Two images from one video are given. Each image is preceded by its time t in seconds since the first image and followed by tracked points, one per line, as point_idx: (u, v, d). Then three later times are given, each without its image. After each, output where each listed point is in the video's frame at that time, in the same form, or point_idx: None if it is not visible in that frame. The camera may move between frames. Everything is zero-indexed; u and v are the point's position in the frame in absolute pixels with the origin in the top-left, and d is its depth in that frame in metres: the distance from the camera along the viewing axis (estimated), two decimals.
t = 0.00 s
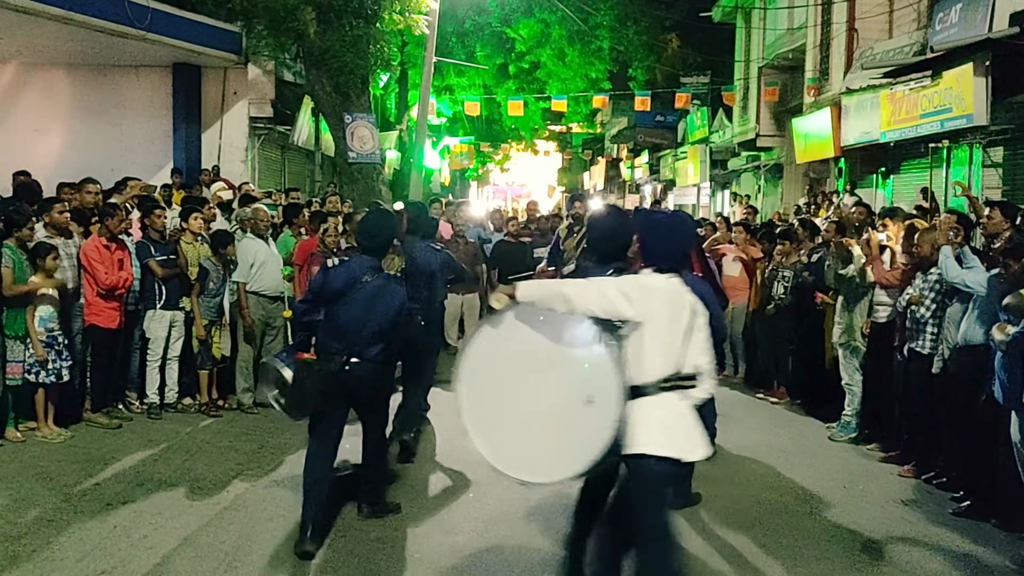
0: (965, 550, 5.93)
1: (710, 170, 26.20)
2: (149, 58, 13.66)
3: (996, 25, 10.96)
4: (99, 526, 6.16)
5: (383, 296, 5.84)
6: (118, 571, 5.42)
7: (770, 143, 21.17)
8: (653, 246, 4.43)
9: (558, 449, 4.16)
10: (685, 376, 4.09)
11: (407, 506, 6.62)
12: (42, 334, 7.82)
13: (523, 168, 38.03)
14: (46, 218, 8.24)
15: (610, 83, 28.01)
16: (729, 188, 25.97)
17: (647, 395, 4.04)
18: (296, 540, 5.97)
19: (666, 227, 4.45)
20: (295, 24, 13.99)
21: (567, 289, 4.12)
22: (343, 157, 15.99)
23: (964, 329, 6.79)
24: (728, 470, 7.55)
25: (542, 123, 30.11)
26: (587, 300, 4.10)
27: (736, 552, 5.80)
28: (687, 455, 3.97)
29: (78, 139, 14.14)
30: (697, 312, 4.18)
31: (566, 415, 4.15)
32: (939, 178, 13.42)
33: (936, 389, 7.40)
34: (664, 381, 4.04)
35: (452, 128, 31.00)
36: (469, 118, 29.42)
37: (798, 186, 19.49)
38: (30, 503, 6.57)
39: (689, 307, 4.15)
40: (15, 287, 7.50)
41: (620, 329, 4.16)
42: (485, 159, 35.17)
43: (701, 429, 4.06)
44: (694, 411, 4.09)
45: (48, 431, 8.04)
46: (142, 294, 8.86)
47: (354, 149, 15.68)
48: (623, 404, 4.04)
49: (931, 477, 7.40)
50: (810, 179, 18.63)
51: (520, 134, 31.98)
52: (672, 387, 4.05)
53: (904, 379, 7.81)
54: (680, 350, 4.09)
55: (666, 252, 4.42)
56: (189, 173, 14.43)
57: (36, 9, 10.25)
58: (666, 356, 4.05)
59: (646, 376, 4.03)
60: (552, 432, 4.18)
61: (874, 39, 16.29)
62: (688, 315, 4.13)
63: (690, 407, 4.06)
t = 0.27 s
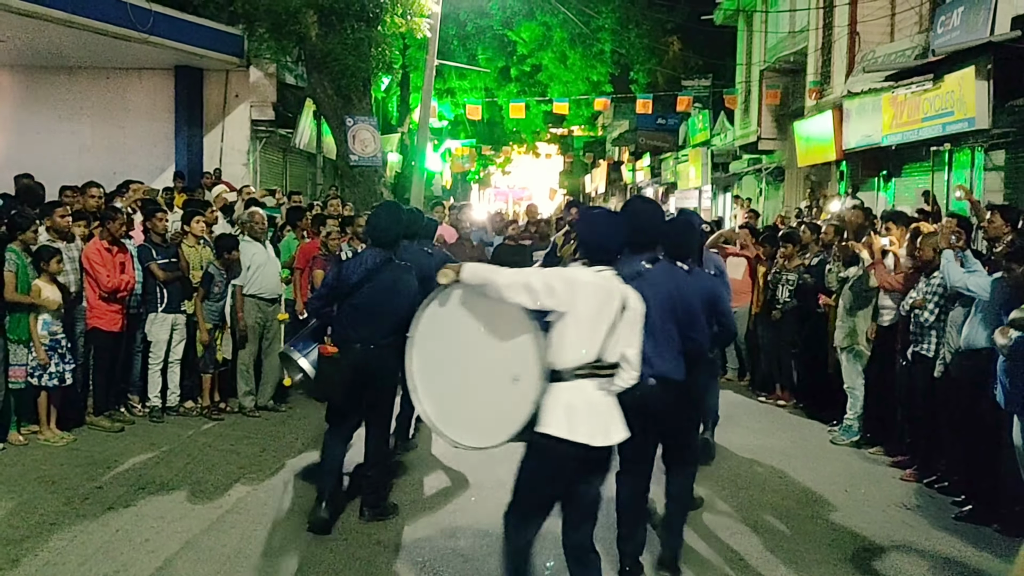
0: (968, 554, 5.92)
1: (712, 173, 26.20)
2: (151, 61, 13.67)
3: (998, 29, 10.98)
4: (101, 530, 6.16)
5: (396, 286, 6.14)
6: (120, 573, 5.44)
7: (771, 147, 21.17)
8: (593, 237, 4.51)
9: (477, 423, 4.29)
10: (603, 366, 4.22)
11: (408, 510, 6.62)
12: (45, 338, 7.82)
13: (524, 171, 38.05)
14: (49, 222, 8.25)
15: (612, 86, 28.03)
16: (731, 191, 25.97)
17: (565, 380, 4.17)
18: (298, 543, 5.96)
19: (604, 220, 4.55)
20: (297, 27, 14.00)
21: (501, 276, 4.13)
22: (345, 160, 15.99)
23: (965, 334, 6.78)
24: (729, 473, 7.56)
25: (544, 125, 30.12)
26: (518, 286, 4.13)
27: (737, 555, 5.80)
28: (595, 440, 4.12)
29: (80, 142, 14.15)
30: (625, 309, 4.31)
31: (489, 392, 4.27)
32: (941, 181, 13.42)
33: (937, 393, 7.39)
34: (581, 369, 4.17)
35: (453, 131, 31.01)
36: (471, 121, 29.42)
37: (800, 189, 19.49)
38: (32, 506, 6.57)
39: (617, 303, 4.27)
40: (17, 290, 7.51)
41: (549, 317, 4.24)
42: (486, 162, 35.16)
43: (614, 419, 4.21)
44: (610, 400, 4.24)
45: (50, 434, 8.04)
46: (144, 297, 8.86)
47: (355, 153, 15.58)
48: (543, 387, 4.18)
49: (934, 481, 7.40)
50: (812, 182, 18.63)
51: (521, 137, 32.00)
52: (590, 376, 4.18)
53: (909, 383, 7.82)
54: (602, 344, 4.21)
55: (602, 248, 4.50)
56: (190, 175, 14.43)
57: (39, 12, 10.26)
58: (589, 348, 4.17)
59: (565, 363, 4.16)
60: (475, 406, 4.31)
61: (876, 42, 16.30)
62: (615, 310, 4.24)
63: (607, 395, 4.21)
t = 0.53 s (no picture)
0: (969, 557, 5.90)
1: (713, 175, 26.19)
2: (152, 62, 13.66)
3: (999, 30, 10.96)
4: (101, 532, 6.16)
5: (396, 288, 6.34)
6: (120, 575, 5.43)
7: (772, 148, 21.16)
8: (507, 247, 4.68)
9: (420, 411, 4.84)
10: (519, 373, 4.47)
11: (409, 511, 6.60)
12: (46, 340, 7.81)
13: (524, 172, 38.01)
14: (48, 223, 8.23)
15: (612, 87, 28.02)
16: (731, 193, 25.97)
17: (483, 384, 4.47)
18: (298, 545, 5.95)
19: (536, 230, 4.70)
20: (297, 29, 13.99)
21: (421, 296, 4.47)
22: (345, 161, 15.96)
23: (965, 336, 6.76)
24: (730, 475, 7.54)
25: (544, 127, 30.12)
26: (437, 313, 4.45)
27: (737, 558, 5.78)
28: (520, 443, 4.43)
29: (80, 143, 14.15)
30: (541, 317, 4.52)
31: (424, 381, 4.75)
32: (942, 182, 13.40)
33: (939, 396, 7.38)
34: (495, 374, 4.44)
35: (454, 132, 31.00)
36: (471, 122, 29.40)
37: (800, 191, 19.48)
38: (32, 508, 6.56)
39: (531, 312, 4.49)
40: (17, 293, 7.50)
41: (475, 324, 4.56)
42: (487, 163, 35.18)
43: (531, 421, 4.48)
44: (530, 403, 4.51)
45: (50, 436, 8.03)
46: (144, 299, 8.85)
47: (356, 153, 15.67)
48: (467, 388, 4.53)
49: (935, 484, 7.39)
50: (813, 183, 18.61)
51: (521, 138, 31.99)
52: (506, 381, 4.45)
53: (913, 386, 7.82)
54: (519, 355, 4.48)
55: (531, 261, 4.67)
56: (190, 176, 14.42)
57: (40, 13, 10.27)
58: (504, 359, 4.45)
59: (482, 369, 4.46)
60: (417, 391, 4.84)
61: (877, 43, 16.29)
62: (527, 319, 4.47)
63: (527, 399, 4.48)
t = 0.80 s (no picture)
0: (972, 557, 5.91)
1: (715, 175, 26.19)
2: (155, 62, 13.68)
3: (1001, 31, 10.98)
4: (104, 531, 6.17)
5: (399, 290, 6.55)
6: (126, 573, 5.46)
7: (774, 149, 21.16)
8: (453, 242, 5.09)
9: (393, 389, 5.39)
10: (464, 358, 4.91)
11: (412, 511, 6.61)
12: (49, 339, 7.82)
13: (526, 173, 38.00)
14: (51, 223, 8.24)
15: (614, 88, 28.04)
16: (733, 193, 25.94)
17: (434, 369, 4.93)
18: (301, 545, 5.95)
19: (484, 221, 5.04)
20: (300, 29, 14.01)
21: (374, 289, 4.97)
22: (348, 161, 15.97)
23: (969, 336, 6.77)
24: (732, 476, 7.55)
25: (547, 127, 30.11)
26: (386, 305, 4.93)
27: (740, 557, 5.79)
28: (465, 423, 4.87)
29: (83, 143, 14.17)
30: (485, 306, 4.94)
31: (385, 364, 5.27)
32: (945, 183, 13.41)
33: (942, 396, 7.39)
34: (444, 359, 4.89)
35: (456, 133, 31.02)
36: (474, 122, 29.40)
37: (803, 192, 19.47)
38: (34, 507, 6.58)
39: (473, 302, 4.91)
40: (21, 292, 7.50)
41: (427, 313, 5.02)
42: (489, 163, 35.15)
43: (478, 401, 4.93)
44: (476, 384, 4.94)
45: (53, 435, 8.04)
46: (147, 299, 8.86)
47: (359, 153, 15.55)
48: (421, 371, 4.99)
49: (938, 484, 7.39)
50: (815, 184, 18.62)
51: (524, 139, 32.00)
52: (452, 365, 4.89)
53: (916, 387, 7.80)
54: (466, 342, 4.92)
55: (479, 252, 5.06)
56: (193, 176, 14.43)
57: (43, 13, 10.28)
58: (451, 348, 4.89)
59: (432, 355, 4.90)
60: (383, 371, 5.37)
61: (880, 44, 16.30)
62: (468, 310, 4.89)
63: (472, 382, 4.92)
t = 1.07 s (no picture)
0: (974, 559, 5.90)
1: (716, 176, 26.20)
2: (157, 63, 13.70)
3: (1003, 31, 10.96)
4: (104, 531, 6.17)
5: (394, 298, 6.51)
6: (128, 573, 5.47)
7: (775, 150, 21.16)
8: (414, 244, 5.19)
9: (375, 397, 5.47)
10: (419, 358, 4.93)
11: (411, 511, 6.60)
12: (51, 339, 7.82)
13: (527, 173, 38.00)
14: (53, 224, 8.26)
15: (616, 88, 28.06)
16: (735, 194, 25.93)
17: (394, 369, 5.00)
18: (303, 546, 5.94)
19: (439, 226, 5.17)
20: (302, 30, 14.03)
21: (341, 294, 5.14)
22: (349, 161, 15.98)
23: (970, 337, 6.77)
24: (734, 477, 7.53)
25: (548, 128, 30.10)
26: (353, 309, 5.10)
27: (742, 559, 5.78)
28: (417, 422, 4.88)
29: (84, 143, 14.18)
30: (441, 308, 4.97)
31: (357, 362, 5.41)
32: (946, 184, 13.41)
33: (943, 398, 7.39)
34: (402, 359, 4.94)
35: (458, 134, 31.04)
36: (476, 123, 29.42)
37: (804, 193, 19.46)
38: (35, 508, 6.58)
39: (429, 302, 4.96)
40: (24, 292, 7.52)
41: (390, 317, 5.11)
42: (490, 164, 35.17)
43: (439, 401, 4.94)
44: (433, 385, 4.93)
45: (55, 436, 8.05)
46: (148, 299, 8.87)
47: (360, 154, 15.65)
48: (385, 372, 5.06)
49: (940, 485, 7.38)
50: (816, 186, 18.60)
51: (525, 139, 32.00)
52: (410, 365, 4.92)
53: (919, 389, 7.78)
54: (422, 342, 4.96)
55: (436, 257, 5.13)
56: (194, 177, 14.44)
57: (45, 14, 10.29)
58: (407, 347, 4.95)
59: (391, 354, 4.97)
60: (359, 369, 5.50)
61: (882, 45, 16.30)
62: (423, 311, 4.95)
63: (428, 383, 4.91)
